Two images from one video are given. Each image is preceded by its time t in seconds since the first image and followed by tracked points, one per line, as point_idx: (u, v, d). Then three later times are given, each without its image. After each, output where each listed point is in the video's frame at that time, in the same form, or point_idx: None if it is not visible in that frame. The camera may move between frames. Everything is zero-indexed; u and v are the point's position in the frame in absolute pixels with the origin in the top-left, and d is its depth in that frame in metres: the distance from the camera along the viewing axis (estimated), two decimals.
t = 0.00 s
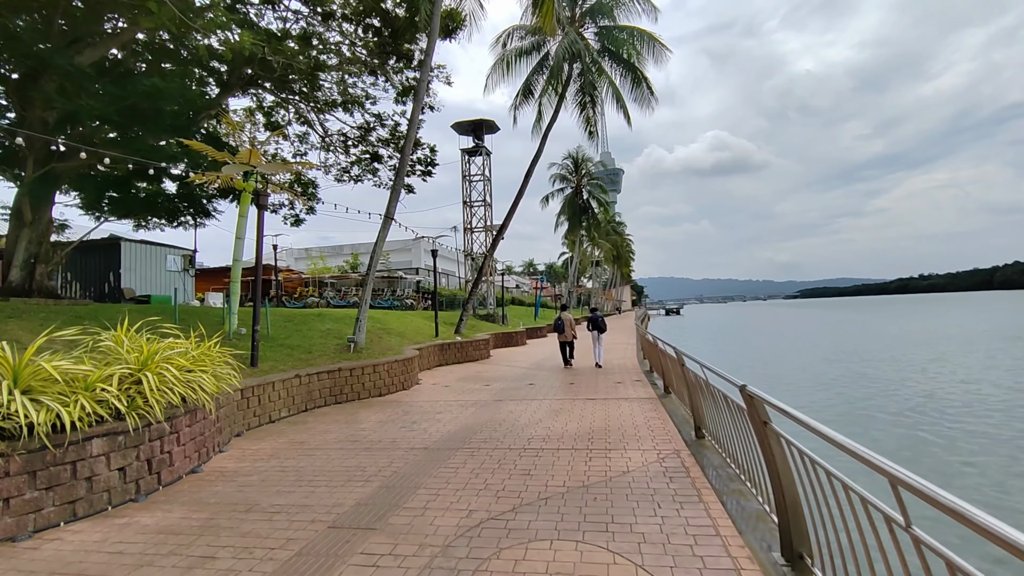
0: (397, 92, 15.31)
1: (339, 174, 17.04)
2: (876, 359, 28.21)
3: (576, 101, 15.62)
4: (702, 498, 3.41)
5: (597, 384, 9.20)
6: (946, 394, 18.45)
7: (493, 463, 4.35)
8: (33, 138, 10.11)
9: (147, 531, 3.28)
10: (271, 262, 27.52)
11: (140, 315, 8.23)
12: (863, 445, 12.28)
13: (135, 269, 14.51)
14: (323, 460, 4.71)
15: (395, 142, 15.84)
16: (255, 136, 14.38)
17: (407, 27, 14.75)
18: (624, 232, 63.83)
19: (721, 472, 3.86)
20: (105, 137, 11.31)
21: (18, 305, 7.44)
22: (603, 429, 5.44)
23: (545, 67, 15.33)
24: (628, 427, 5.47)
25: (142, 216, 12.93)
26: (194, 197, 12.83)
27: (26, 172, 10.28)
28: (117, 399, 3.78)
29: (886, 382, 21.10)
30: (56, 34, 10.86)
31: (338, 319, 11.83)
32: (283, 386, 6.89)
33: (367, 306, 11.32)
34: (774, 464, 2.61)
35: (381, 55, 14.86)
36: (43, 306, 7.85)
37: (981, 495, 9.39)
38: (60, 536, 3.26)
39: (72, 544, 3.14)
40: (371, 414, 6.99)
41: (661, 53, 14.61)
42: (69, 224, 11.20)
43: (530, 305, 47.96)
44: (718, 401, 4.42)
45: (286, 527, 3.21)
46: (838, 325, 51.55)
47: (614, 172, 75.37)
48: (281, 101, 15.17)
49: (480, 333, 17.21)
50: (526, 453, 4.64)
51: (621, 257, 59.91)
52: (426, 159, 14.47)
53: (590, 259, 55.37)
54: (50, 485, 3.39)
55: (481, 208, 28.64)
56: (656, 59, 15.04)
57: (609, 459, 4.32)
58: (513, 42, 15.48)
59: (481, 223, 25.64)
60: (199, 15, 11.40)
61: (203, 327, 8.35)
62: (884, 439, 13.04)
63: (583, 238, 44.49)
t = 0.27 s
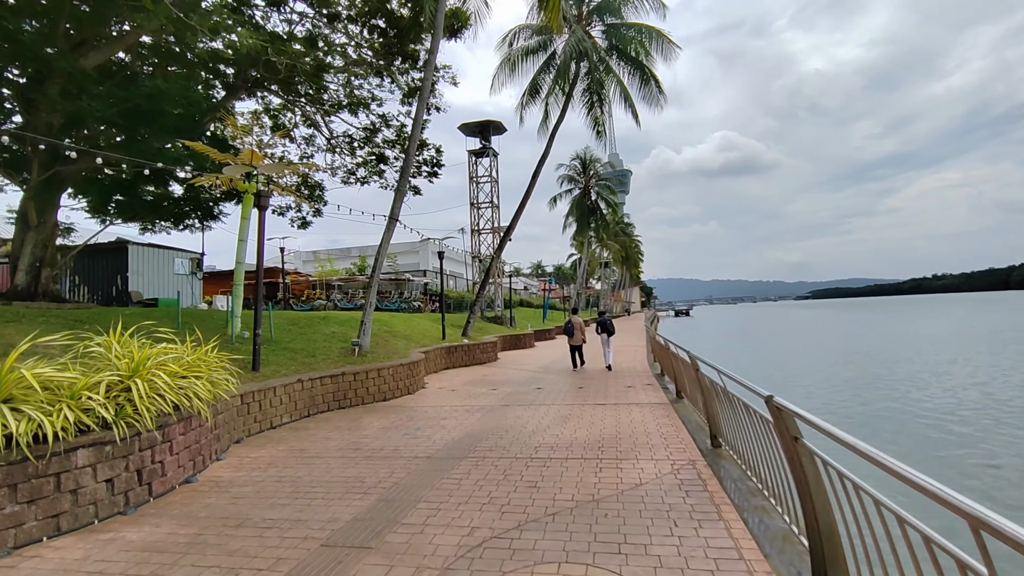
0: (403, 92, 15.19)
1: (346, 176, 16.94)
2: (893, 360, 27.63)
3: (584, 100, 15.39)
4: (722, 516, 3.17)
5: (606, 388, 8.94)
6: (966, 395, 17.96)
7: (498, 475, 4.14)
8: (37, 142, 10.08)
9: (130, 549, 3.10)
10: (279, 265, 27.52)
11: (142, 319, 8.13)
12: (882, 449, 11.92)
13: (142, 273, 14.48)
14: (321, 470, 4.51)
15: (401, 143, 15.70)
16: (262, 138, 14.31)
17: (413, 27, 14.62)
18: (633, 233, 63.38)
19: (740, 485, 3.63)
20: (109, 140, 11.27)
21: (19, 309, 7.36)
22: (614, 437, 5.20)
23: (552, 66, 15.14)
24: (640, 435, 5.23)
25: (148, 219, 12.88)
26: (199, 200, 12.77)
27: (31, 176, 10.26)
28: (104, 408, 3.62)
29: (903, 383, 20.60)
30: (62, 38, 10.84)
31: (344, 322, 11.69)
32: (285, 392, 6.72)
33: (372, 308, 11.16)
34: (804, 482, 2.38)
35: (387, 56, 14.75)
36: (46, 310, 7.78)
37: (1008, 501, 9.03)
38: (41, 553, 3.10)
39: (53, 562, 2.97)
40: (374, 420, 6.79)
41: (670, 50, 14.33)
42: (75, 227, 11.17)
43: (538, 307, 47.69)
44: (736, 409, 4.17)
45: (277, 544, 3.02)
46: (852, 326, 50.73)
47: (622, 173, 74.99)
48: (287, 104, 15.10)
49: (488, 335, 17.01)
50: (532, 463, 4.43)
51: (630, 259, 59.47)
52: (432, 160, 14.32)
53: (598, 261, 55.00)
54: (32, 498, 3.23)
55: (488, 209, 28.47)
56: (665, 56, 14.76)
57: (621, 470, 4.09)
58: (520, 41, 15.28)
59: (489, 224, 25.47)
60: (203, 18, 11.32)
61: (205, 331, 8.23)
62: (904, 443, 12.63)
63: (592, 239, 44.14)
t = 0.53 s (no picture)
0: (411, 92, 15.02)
1: (354, 178, 16.80)
2: (912, 364, 26.95)
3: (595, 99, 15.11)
4: (750, 539, 2.87)
5: (618, 393, 8.63)
6: (990, 400, 17.38)
7: (502, 488, 3.85)
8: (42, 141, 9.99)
9: (102, 568, 2.85)
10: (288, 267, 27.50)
11: (143, 320, 7.97)
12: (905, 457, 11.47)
13: (149, 274, 14.41)
14: (316, 481, 4.25)
15: (408, 144, 15.52)
16: (269, 139, 14.18)
17: (421, 26, 14.46)
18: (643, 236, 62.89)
19: (767, 503, 3.33)
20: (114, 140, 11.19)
21: (17, 310, 7.22)
22: (627, 445, 4.90)
23: (562, 64, 14.88)
24: (655, 444, 4.93)
25: (153, 219, 12.79)
26: (203, 201, 12.63)
27: (36, 175, 10.20)
28: (83, 415, 3.39)
29: (924, 387, 20.03)
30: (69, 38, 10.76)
31: (350, 324, 11.50)
32: (284, 396, 6.48)
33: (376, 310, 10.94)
34: (853, 507, 2.08)
35: (394, 55, 14.60)
36: (45, 311, 7.64)
37: None
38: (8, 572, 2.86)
39: None
40: (376, 426, 6.54)
41: (683, 46, 14.00)
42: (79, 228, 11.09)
43: (547, 310, 47.37)
44: (760, 418, 3.87)
45: (262, 565, 2.77)
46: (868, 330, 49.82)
47: (632, 175, 74.54)
48: (295, 105, 14.96)
49: (496, 338, 16.76)
50: (540, 475, 4.13)
51: (641, 261, 58.95)
52: (440, 160, 14.11)
53: (608, 263, 54.55)
54: (2, 511, 3.01)
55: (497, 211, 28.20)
56: (678, 52, 14.42)
57: (635, 484, 3.80)
58: (529, 39, 15.04)
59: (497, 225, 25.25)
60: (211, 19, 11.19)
61: (206, 332, 8.05)
62: (929, 450, 12.15)
63: (601, 242, 43.75)
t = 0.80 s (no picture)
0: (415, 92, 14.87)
1: (358, 178, 16.67)
2: (927, 364, 26.42)
3: (602, 97, 14.89)
4: (772, 561, 2.64)
5: (626, 395, 8.39)
6: (1010, 401, 16.95)
7: (505, 500, 3.64)
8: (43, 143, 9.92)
9: None
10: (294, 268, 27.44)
11: (141, 322, 7.83)
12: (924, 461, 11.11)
13: (152, 276, 14.35)
14: (310, 492, 4.05)
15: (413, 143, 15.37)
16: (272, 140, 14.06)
17: (426, 25, 14.31)
18: (650, 235, 62.44)
19: (788, 519, 3.10)
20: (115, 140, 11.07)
21: (14, 313, 7.10)
22: (636, 453, 4.67)
23: (567, 61, 14.67)
24: (665, 452, 4.69)
25: (156, 221, 12.70)
26: (205, 202, 12.51)
27: (37, 177, 10.13)
28: (61, 424, 3.22)
29: (940, 388, 19.58)
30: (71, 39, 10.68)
31: (353, 326, 11.33)
32: (283, 400, 6.32)
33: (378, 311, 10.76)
34: (895, 534, 1.85)
35: (399, 54, 14.48)
36: (42, 314, 7.51)
37: None
38: None
39: None
40: (377, 431, 6.34)
41: (691, 42, 13.74)
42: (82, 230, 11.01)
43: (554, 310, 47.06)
44: (780, 425, 3.63)
45: None
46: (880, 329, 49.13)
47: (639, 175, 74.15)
48: (299, 106, 14.84)
49: (502, 340, 16.56)
50: (544, 486, 3.91)
51: (648, 261, 58.52)
52: (443, 160, 13.93)
53: (615, 264, 54.18)
54: None
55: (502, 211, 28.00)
56: (686, 48, 14.15)
57: (646, 497, 3.56)
58: (534, 36, 14.83)
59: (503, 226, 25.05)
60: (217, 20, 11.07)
61: (206, 335, 7.90)
62: (949, 453, 11.79)
63: (608, 242, 43.42)
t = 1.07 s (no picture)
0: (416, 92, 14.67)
1: (359, 180, 16.48)
2: (940, 364, 25.91)
3: (606, 95, 14.65)
4: None
5: (631, 400, 8.10)
6: None
7: (500, 517, 3.37)
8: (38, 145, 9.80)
9: None
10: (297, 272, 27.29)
11: (131, 327, 7.61)
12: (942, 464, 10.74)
13: (150, 279, 14.21)
14: (293, 506, 3.79)
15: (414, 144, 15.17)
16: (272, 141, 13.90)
17: (426, 23, 14.14)
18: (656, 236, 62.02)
19: (808, 539, 2.83)
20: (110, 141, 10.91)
21: None
22: (642, 464, 4.39)
23: (570, 58, 14.43)
24: (673, 462, 4.41)
25: (153, 223, 12.55)
26: (202, 203, 12.30)
27: (32, 180, 10.01)
28: (21, 436, 3.00)
29: (955, 388, 19.13)
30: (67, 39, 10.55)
31: (352, 329, 11.10)
32: (274, 406, 6.07)
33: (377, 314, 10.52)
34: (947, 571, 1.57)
35: (400, 53, 14.31)
36: (30, 318, 7.30)
37: None
38: None
39: None
40: (371, 438, 6.08)
41: (696, 37, 13.47)
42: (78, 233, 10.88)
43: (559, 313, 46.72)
44: (798, 434, 3.35)
45: None
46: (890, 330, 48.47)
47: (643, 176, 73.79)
48: (299, 107, 14.68)
49: (505, 342, 16.27)
50: (543, 501, 3.64)
51: (654, 263, 58.09)
52: (445, 160, 13.71)
53: (621, 265, 53.79)
54: None
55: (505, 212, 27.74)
56: (692, 44, 13.86)
57: (653, 514, 3.29)
58: (537, 33, 14.60)
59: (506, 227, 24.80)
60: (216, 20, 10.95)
61: (198, 339, 7.67)
62: (967, 456, 11.41)
63: (614, 243, 43.08)
